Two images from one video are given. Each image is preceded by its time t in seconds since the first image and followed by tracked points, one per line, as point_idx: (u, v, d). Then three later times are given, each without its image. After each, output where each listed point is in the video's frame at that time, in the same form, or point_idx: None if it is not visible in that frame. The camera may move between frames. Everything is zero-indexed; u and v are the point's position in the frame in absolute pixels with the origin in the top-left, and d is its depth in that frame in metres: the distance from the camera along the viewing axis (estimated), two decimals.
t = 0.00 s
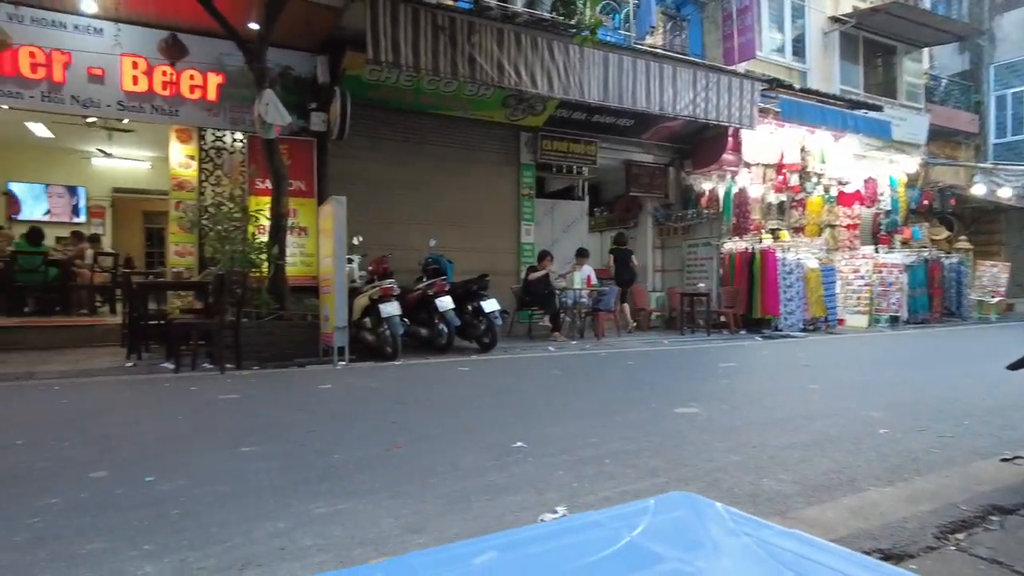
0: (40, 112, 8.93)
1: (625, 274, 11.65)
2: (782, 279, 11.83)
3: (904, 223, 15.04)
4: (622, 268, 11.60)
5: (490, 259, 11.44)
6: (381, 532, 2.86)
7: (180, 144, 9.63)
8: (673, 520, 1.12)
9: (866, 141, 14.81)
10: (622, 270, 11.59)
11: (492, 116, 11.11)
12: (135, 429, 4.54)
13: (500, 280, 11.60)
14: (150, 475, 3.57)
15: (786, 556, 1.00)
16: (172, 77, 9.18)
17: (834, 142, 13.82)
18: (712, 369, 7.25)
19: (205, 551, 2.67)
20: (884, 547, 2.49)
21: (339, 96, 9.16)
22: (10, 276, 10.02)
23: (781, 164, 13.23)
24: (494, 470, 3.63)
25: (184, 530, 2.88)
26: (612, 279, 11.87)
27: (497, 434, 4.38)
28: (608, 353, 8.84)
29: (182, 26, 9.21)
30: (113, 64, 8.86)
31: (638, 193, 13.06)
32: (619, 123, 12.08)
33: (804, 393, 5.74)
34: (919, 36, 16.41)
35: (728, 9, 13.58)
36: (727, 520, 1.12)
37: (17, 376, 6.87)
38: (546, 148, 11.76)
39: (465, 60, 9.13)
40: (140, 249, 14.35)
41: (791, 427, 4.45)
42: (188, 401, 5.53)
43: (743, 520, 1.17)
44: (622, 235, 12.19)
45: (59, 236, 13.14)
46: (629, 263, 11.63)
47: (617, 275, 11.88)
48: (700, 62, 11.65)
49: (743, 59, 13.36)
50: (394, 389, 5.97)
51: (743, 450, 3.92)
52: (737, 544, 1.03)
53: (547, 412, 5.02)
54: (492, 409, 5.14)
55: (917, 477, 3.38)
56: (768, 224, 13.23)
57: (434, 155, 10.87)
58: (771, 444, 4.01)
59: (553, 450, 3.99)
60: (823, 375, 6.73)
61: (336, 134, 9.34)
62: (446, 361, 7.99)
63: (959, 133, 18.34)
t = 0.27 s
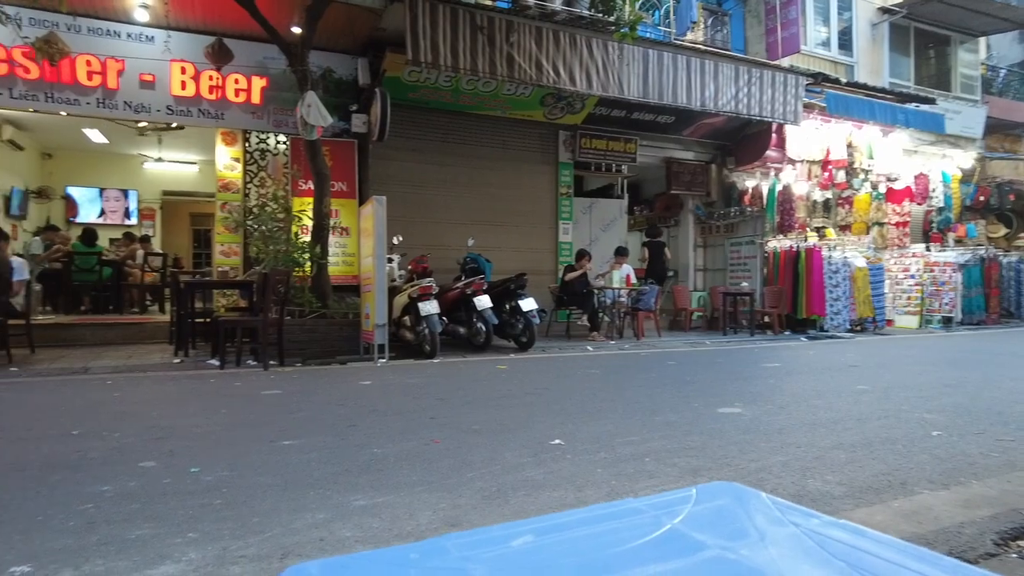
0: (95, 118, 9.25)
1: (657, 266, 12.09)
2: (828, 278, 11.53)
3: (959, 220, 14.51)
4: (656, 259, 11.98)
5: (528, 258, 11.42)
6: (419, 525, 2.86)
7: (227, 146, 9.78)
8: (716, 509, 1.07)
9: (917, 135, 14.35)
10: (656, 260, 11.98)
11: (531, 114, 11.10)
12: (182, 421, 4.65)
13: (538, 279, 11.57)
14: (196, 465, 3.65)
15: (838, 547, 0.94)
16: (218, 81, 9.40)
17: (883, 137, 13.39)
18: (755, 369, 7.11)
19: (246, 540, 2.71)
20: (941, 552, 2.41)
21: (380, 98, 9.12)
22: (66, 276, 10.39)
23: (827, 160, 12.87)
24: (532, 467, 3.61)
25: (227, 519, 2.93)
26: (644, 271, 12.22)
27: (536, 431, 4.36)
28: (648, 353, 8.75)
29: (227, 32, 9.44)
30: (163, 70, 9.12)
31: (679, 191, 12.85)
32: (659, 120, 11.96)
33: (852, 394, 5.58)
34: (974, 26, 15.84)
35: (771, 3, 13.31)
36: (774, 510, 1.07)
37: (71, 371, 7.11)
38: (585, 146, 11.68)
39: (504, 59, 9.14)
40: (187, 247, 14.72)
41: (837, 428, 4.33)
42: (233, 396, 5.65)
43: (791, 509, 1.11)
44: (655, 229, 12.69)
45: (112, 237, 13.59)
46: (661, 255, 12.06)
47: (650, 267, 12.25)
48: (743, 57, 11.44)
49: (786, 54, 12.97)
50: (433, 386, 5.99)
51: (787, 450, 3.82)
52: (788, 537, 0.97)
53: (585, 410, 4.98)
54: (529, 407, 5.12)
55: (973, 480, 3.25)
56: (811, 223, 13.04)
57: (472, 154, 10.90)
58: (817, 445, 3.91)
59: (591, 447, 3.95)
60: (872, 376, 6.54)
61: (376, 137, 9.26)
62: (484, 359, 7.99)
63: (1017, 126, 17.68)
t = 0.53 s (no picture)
0: (133, 121, 9.47)
1: (682, 263, 12.26)
2: (866, 276, 11.27)
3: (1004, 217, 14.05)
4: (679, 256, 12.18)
5: (558, 257, 11.37)
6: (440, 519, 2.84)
7: (259, 147, 9.95)
8: (730, 491, 1.02)
9: (960, 129, 13.95)
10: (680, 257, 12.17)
11: (560, 112, 11.05)
12: (212, 415, 4.71)
13: (568, 278, 11.51)
14: (223, 457, 3.69)
15: (859, 530, 0.88)
16: (251, 83, 9.54)
17: (924, 131, 12.92)
18: (789, 368, 6.96)
19: (268, 530, 2.72)
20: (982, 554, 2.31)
21: (409, 97, 9.16)
22: (106, 276, 10.66)
23: (865, 155, 12.51)
24: (557, 462, 3.57)
25: (252, 509, 2.95)
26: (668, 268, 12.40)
27: (562, 428, 4.32)
28: (679, 352, 8.63)
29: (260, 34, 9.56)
30: (199, 73, 9.30)
31: (712, 188, 12.67)
32: (691, 116, 11.81)
33: (889, 393, 5.42)
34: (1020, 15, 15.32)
35: None
36: (792, 492, 1.01)
37: (109, 367, 7.28)
38: (615, 144, 11.58)
39: (532, 57, 9.10)
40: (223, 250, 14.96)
41: (874, 427, 4.20)
42: (263, 391, 5.72)
43: (813, 494, 1.05)
44: (679, 228, 12.84)
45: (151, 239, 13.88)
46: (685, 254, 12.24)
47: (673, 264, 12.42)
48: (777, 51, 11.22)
49: (823, 46, 12.67)
50: (461, 383, 5.99)
51: (820, 448, 3.71)
52: (804, 519, 0.91)
53: (613, 407, 4.92)
54: (556, 403, 5.08)
55: (1018, 482, 3.11)
56: (850, 220, 12.89)
57: (502, 152, 10.88)
58: (852, 444, 3.80)
59: (618, 444, 3.89)
60: (911, 376, 6.35)
61: (405, 135, 9.30)
62: (513, 357, 7.98)
63: None
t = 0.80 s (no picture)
0: (166, 126, 9.70)
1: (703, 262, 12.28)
2: (897, 275, 11.05)
3: None
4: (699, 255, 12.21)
5: (582, 257, 11.35)
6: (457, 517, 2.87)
7: (286, 151, 10.08)
8: (724, 490, 1.02)
9: (997, 124, 13.61)
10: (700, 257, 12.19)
11: (584, 112, 11.03)
12: (238, 413, 4.80)
13: (592, 278, 11.48)
14: (247, 454, 3.77)
15: (853, 528, 0.88)
16: (279, 87, 9.70)
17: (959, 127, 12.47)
18: (817, 369, 6.86)
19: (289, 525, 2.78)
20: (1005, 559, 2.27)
21: (433, 100, 9.23)
22: (140, 278, 10.90)
23: (896, 152, 12.15)
24: (575, 462, 3.57)
25: (274, 505, 3.01)
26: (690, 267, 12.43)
27: (582, 428, 4.32)
28: (704, 352, 8.56)
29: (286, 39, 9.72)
30: (227, 78, 9.48)
31: (739, 186, 12.55)
32: (717, 114, 11.71)
33: (919, 395, 5.32)
34: None
35: None
36: (788, 491, 1.01)
37: (142, 366, 7.45)
38: (640, 143, 11.52)
39: (556, 57, 9.11)
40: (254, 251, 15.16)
41: (900, 429, 4.13)
42: (289, 390, 5.81)
43: (811, 492, 1.05)
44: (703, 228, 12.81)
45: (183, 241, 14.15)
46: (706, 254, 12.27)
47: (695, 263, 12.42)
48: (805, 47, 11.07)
49: (851, 42, 12.35)
50: (483, 383, 6.01)
51: (844, 451, 3.66)
52: (794, 518, 0.91)
53: (635, 408, 4.90)
54: (578, 404, 5.08)
55: None
56: (880, 218, 12.58)
57: (526, 153, 10.90)
58: (877, 446, 3.74)
59: (637, 444, 3.89)
60: (943, 377, 6.21)
61: (429, 137, 9.36)
62: (537, 356, 7.99)
63: None
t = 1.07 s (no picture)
0: (187, 130, 9.83)
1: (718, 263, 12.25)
2: (918, 277, 10.92)
3: None
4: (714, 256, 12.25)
5: (598, 258, 11.34)
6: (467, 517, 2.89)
7: (305, 153, 10.20)
8: (713, 495, 1.03)
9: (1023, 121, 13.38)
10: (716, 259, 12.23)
11: (600, 112, 11.01)
12: (255, 414, 4.87)
13: (609, 279, 11.46)
14: (263, 454, 3.82)
15: (835, 534, 0.89)
16: (297, 91, 9.79)
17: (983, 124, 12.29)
18: (835, 371, 6.79)
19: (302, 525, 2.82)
20: (1017, 565, 2.25)
21: (449, 102, 9.27)
22: (161, 279, 11.07)
23: (918, 150, 12.17)
24: (586, 464, 3.58)
25: (287, 505, 3.05)
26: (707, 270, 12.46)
27: (594, 430, 4.32)
28: (721, 354, 8.50)
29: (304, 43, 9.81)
30: (247, 82, 9.59)
31: (757, 186, 12.45)
32: (734, 114, 11.63)
33: (938, 397, 5.25)
34: None
35: None
36: (777, 497, 1.02)
37: (163, 367, 7.57)
38: (656, 143, 11.48)
39: (571, 58, 9.10)
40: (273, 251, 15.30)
41: (917, 433, 4.08)
42: (305, 390, 5.87)
43: (801, 498, 1.05)
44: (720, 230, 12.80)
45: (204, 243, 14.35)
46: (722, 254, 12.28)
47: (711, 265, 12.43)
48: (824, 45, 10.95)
49: (872, 39, 12.28)
50: (497, 384, 6.03)
51: (858, 454, 3.63)
52: (778, 524, 0.92)
53: (648, 410, 4.89)
54: (591, 405, 5.08)
55: None
56: (902, 218, 12.51)
57: (541, 154, 10.91)
58: (892, 449, 3.70)
59: (649, 447, 3.88)
60: (964, 380, 6.12)
61: (445, 139, 9.41)
62: (552, 358, 8.00)
63: None
